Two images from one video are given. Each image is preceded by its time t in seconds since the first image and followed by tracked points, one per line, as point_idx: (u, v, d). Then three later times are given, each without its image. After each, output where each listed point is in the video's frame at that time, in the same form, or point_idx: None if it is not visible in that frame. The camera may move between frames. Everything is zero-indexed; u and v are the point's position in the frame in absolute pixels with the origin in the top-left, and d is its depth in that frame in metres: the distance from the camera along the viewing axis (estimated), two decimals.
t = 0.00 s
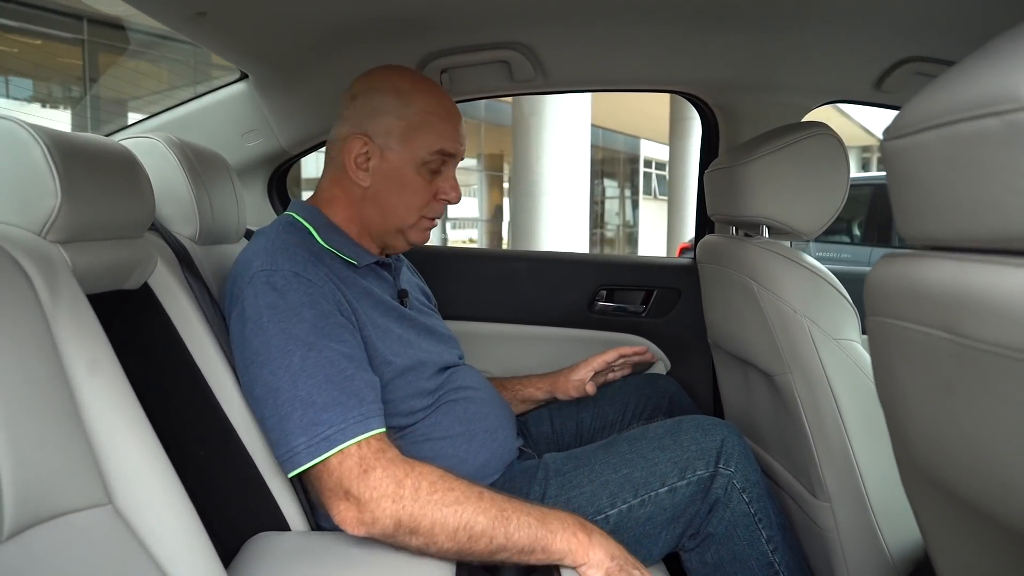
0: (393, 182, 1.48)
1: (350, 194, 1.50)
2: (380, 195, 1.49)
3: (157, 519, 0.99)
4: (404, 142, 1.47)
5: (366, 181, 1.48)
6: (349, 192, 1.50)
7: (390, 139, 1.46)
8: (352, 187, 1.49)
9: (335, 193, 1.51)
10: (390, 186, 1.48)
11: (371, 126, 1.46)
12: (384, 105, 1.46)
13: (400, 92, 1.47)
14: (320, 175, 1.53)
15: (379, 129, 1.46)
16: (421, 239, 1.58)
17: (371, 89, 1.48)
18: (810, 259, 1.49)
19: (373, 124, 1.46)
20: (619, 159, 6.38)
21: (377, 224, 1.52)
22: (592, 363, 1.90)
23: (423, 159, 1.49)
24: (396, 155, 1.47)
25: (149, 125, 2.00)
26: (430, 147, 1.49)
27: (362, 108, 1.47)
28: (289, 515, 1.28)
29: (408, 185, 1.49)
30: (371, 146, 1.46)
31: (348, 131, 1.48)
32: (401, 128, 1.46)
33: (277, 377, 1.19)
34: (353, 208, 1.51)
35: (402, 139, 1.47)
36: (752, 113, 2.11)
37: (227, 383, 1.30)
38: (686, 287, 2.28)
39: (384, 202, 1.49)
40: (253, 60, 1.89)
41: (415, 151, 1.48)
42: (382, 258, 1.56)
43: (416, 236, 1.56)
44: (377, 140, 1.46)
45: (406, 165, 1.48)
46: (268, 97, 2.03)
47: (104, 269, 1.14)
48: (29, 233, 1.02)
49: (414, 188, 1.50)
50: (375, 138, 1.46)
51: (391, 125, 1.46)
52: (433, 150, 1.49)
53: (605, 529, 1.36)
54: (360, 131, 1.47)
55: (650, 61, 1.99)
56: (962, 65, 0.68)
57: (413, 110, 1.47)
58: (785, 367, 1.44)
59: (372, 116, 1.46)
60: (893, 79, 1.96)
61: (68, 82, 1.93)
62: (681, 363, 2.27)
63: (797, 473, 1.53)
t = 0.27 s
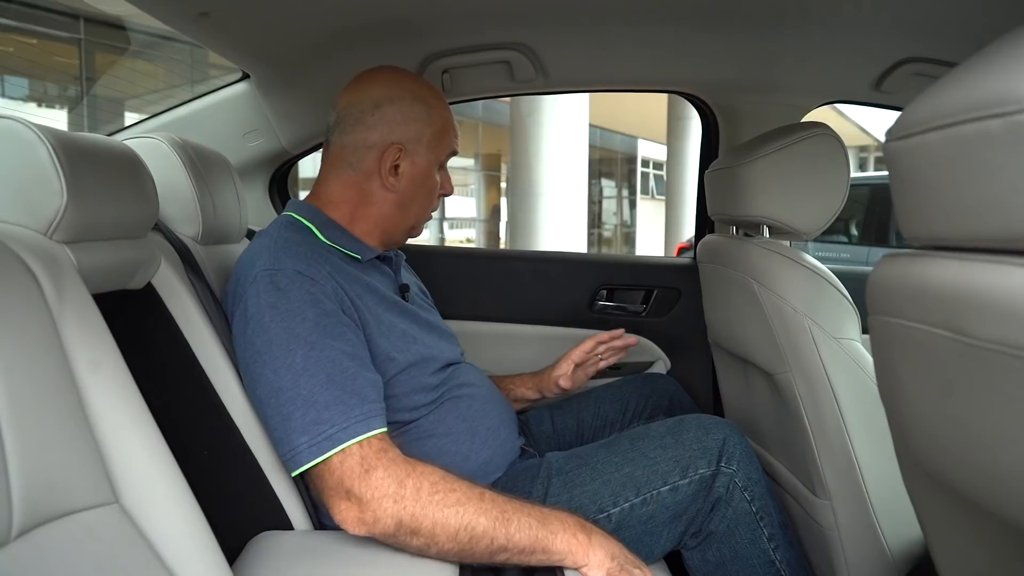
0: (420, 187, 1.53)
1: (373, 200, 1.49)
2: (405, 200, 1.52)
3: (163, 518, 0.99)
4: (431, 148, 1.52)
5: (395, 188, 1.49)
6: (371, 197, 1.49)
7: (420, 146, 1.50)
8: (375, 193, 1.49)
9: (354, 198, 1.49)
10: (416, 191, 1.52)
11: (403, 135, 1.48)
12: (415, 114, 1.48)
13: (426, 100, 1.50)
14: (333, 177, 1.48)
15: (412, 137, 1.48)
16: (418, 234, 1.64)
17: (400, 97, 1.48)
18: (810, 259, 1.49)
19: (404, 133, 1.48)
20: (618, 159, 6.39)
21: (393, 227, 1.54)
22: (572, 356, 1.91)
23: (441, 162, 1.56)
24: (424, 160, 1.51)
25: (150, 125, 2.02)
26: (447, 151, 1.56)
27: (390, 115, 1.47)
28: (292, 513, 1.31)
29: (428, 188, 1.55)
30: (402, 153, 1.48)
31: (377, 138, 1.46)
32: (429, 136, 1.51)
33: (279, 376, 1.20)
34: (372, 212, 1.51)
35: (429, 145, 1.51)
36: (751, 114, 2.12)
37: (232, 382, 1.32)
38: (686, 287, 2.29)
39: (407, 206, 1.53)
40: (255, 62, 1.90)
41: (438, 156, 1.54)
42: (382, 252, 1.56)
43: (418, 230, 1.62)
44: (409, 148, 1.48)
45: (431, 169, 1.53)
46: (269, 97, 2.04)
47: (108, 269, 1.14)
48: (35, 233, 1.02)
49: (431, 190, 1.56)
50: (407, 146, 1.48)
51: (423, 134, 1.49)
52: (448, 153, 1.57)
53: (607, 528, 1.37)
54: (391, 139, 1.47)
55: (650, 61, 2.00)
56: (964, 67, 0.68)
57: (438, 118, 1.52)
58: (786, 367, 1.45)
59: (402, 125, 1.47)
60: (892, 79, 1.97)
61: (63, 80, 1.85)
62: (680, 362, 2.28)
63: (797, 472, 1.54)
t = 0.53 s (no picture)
0: (385, 159, 1.57)
1: (343, 180, 1.55)
2: (375, 174, 1.57)
3: (164, 511, 1.00)
4: (386, 117, 1.55)
5: (359, 164, 1.54)
6: (341, 179, 1.55)
7: (373, 119, 1.54)
8: (343, 173, 1.55)
9: (326, 184, 1.55)
10: (382, 164, 1.57)
11: (351, 111, 1.52)
12: (359, 88, 1.52)
13: (369, 72, 1.54)
14: (302, 169, 1.55)
15: (361, 112, 1.53)
16: (409, 208, 1.68)
17: (340, 76, 1.52)
18: (808, 254, 1.50)
19: (351, 108, 1.53)
20: (615, 158, 6.40)
21: (372, 204, 1.59)
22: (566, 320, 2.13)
23: (406, 129, 1.58)
24: (382, 131, 1.55)
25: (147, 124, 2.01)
26: (408, 117, 1.58)
27: (335, 97, 1.52)
28: (292, 508, 1.32)
29: (397, 158, 1.58)
30: (356, 129, 1.53)
31: (327, 120, 1.52)
32: (379, 107, 1.54)
33: (278, 371, 1.20)
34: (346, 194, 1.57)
35: (383, 116, 1.54)
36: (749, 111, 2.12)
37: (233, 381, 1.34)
38: (684, 284, 2.30)
39: (379, 180, 1.58)
40: (254, 59, 1.90)
41: (397, 124, 1.57)
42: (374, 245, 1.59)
43: (407, 204, 1.67)
44: (360, 123, 1.53)
45: (393, 139, 1.57)
46: (268, 94, 2.05)
47: (109, 263, 1.15)
48: (37, 227, 1.02)
49: (403, 160, 1.60)
50: (358, 120, 1.53)
51: (371, 106, 1.53)
52: (411, 118, 1.59)
53: (606, 522, 1.37)
54: (341, 118, 1.52)
55: (648, 59, 2.01)
56: (959, 60, 0.69)
57: (386, 86, 1.55)
58: (784, 362, 1.46)
59: (348, 102, 1.52)
60: (888, 77, 1.99)
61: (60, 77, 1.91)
62: (678, 359, 2.29)
63: (795, 466, 1.55)
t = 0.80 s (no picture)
0: (351, 151, 1.57)
1: (316, 179, 1.57)
2: (344, 167, 1.57)
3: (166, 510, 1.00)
4: (346, 109, 1.56)
5: (326, 159, 1.56)
6: (315, 178, 1.57)
7: (333, 113, 1.56)
8: (315, 172, 1.57)
9: (302, 184, 1.58)
10: (350, 157, 1.57)
11: (312, 108, 1.55)
12: (316, 85, 1.55)
13: (325, 68, 1.56)
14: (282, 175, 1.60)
15: (320, 107, 1.55)
16: (396, 201, 1.67)
17: (299, 77, 1.57)
18: (806, 255, 1.50)
19: (311, 106, 1.56)
20: (613, 158, 6.41)
21: (349, 199, 1.60)
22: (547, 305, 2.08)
23: (370, 119, 1.58)
24: (343, 123, 1.56)
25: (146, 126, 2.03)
26: (371, 106, 1.58)
27: (296, 98, 1.57)
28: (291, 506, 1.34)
29: (365, 149, 1.58)
30: (319, 125, 1.55)
31: (291, 122, 1.57)
32: (338, 100, 1.56)
33: (267, 378, 1.21)
34: (322, 191, 1.59)
35: (342, 109, 1.56)
36: (746, 112, 2.13)
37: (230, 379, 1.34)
38: (681, 284, 2.31)
39: (350, 173, 1.58)
40: (253, 61, 1.91)
41: (360, 115, 1.57)
42: (368, 245, 1.60)
43: (392, 196, 1.65)
44: (321, 118, 1.55)
45: (357, 130, 1.57)
46: (267, 95, 2.05)
47: (110, 264, 1.15)
48: (40, 228, 1.03)
49: (373, 151, 1.60)
50: (319, 117, 1.55)
51: (329, 100, 1.55)
52: (376, 107, 1.59)
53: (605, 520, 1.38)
54: (303, 118, 1.56)
55: (645, 59, 2.02)
56: (950, 63, 0.70)
57: (343, 79, 1.56)
58: (781, 361, 1.47)
59: (308, 100, 1.56)
60: (885, 78, 2.00)
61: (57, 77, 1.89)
62: (676, 358, 2.30)
63: (792, 465, 1.56)
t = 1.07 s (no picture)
0: (341, 154, 1.57)
1: (309, 180, 1.59)
2: (334, 170, 1.58)
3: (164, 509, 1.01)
4: (338, 112, 1.57)
5: (317, 160, 1.57)
6: (308, 178, 1.59)
7: (327, 115, 1.57)
8: (307, 172, 1.59)
9: (296, 184, 1.60)
10: (339, 159, 1.57)
11: (308, 109, 1.58)
12: (313, 87, 1.57)
13: (325, 70, 1.58)
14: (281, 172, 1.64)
15: (316, 109, 1.57)
16: (390, 208, 1.65)
17: (301, 79, 1.60)
18: (799, 255, 1.53)
19: (307, 107, 1.58)
20: (611, 158, 6.42)
21: (340, 202, 1.60)
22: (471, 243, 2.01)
23: (362, 123, 1.58)
24: (334, 125, 1.57)
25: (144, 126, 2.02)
26: (365, 110, 1.58)
27: (296, 99, 1.60)
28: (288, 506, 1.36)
29: (356, 154, 1.58)
30: (312, 126, 1.57)
31: (290, 122, 1.60)
32: (332, 102, 1.57)
33: (254, 376, 1.22)
34: (314, 193, 1.60)
35: (336, 111, 1.57)
36: (741, 114, 2.15)
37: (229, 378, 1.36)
38: (678, 284, 2.33)
39: (340, 176, 1.58)
40: (251, 63, 1.92)
41: (353, 119, 1.57)
42: (362, 247, 1.61)
43: (385, 202, 1.63)
44: (315, 119, 1.57)
45: (348, 133, 1.57)
46: (265, 97, 2.06)
47: (109, 265, 1.16)
48: (40, 230, 1.04)
49: (364, 156, 1.58)
50: (313, 118, 1.57)
51: (324, 102, 1.57)
52: (370, 111, 1.58)
53: (600, 518, 1.39)
54: (300, 118, 1.58)
55: (641, 61, 2.03)
56: (937, 68, 0.71)
57: (341, 82, 1.57)
58: (775, 362, 1.48)
59: (306, 101, 1.58)
60: (880, 79, 2.01)
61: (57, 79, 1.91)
62: (672, 358, 2.31)
63: (786, 464, 1.57)
